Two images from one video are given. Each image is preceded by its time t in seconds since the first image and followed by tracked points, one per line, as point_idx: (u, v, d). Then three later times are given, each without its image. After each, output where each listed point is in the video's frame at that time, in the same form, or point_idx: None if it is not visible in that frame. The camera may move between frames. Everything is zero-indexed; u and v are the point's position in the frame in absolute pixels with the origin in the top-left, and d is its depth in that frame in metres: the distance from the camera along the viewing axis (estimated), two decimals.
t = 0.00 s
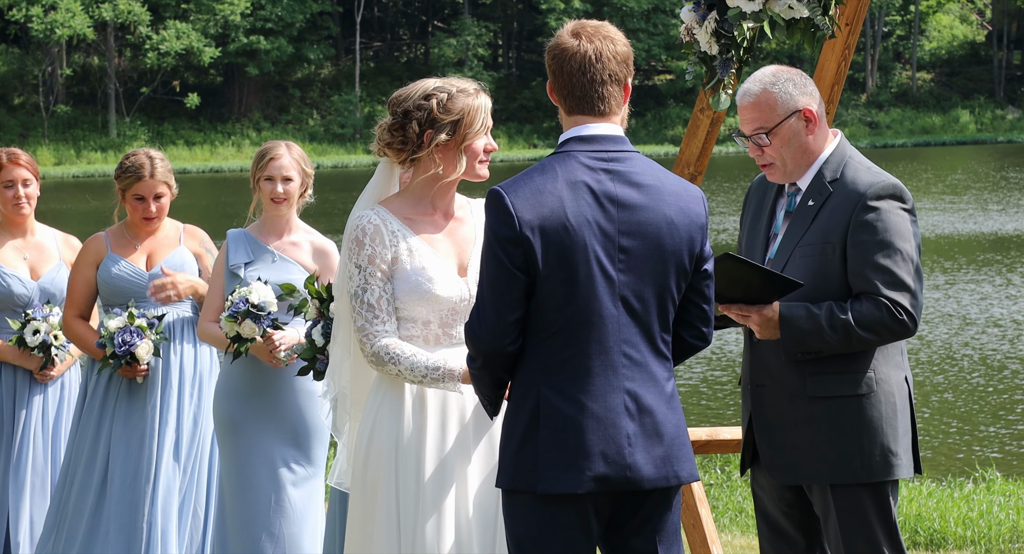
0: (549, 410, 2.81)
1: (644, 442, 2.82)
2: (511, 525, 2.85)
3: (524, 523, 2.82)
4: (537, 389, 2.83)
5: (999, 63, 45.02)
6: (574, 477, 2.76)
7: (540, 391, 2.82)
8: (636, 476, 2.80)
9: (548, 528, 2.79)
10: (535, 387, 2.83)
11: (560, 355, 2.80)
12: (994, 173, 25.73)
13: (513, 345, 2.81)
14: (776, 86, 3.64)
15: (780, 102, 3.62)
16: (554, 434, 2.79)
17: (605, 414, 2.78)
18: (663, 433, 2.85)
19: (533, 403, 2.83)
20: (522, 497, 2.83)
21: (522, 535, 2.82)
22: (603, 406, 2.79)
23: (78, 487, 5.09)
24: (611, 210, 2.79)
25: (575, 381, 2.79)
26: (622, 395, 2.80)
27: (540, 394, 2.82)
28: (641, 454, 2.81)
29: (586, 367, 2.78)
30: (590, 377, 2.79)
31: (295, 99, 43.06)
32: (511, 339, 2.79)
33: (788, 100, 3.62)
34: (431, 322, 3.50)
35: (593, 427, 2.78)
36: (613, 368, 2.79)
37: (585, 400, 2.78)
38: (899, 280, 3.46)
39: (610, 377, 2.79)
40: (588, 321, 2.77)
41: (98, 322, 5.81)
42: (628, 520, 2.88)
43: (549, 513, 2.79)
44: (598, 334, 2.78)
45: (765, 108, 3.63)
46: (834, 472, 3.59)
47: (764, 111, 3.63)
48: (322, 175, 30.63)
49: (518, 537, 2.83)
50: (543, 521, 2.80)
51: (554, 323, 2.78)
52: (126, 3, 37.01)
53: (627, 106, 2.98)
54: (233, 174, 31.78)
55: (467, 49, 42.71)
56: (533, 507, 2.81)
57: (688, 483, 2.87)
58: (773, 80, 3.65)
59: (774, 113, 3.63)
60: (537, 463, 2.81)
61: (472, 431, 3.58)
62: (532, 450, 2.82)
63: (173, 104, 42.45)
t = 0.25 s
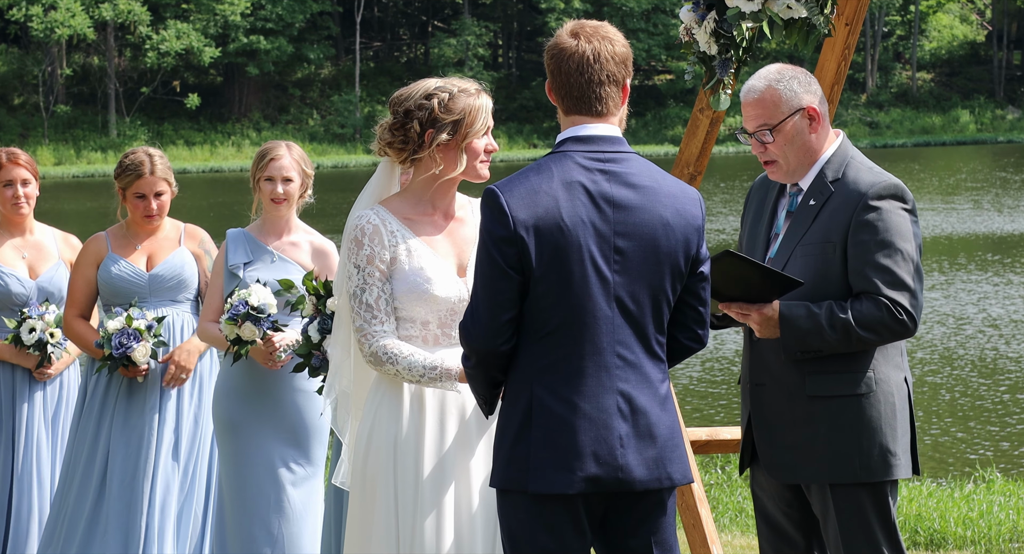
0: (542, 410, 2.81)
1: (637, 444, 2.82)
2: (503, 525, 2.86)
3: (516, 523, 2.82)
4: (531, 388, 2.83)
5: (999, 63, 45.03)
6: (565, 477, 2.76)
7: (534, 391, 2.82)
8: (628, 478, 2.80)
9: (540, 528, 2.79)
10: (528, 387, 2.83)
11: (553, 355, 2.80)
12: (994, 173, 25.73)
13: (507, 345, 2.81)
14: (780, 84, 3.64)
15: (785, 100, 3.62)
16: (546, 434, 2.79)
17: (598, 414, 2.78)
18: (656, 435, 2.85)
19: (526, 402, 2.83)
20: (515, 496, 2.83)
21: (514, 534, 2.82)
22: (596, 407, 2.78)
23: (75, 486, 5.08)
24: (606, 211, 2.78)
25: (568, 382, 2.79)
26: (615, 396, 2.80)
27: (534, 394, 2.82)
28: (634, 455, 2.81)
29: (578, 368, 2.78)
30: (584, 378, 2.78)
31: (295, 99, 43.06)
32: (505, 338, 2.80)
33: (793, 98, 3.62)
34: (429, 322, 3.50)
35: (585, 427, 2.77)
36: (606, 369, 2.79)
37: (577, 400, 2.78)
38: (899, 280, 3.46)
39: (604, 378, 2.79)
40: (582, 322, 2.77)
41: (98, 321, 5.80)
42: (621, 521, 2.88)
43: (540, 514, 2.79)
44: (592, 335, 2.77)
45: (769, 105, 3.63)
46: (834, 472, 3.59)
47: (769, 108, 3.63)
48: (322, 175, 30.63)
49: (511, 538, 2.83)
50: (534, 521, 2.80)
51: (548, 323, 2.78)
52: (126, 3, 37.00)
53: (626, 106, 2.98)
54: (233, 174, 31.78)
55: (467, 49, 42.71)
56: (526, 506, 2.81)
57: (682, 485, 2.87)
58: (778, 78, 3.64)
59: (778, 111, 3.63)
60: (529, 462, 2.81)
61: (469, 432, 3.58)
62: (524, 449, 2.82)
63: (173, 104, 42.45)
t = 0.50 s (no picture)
0: (541, 410, 2.81)
1: (637, 443, 2.82)
2: (503, 525, 2.86)
3: (516, 524, 2.82)
4: (530, 389, 2.83)
5: (999, 63, 45.03)
6: (565, 477, 2.76)
7: (533, 391, 2.82)
8: (629, 477, 2.80)
9: (541, 529, 2.79)
10: (528, 387, 2.83)
11: (553, 355, 2.80)
12: (994, 173, 25.73)
13: (506, 345, 2.81)
14: (783, 82, 3.64)
15: (788, 98, 3.62)
16: (545, 434, 2.80)
17: (598, 415, 2.79)
18: (656, 435, 2.85)
19: (526, 402, 2.83)
20: (514, 497, 2.83)
21: (513, 535, 2.82)
22: (596, 407, 2.79)
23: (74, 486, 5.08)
24: (605, 211, 2.79)
25: (567, 382, 2.79)
26: (615, 396, 2.80)
27: (533, 395, 2.82)
28: (633, 455, 2.81)
29: (577, 367, 2.78)
30: (583, 378, 2.79)
31: (295, 99, 43.06)
32: (504, 338, 2.80)
33: (796, 97, 3.62)
34: (429, 322, 3.50)
35: (585, 427, 2.78)
36: (605, 369, 2.79)
37: (576, 400, 2.78)
38: (899, 279, 3.46)
39: (603, 378, 2.79)
40: (581, 322, 2.77)
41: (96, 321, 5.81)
42: (621, 521, 2.88)
43: (540, 514, 2.79)
44: (591, 335, 2.78)
45: (772, 103, 3.64)
46: (834, 471, 3.59)
47: (771, 106, 3.63)
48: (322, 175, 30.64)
49: (510, 538, 2.83)
50: (534, 521, 2.80)
51: (547, 323, 2.79)
52: (126, 3, 37.00)
53: (625, 106, 2.98)
54: (233, 174, 31.78)
55: (467, 49, 42.72)
56: (525, 506, 2.81)
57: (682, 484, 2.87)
58: (781, 77, 3.65)
59: (780, 109, 3.63)
60: (529, 462, 2.81)
61: (468, 431, 3.58)
62: (524, 449, 2.83)
63: (173, 104, 42.45)
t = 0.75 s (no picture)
0: (545, 410, 2.81)
1: (641, 442, 2.82)
2: (508, 525, 2.86)
3: (521, 525, 2.82)
4: (534, 389, 2.83)
5: (999, 64, 45.02)
6: (570, 477, 2.76)
7: (537, 392, 2.82)
8: (634, 476, 2.80)
9: (547, 529, 2.79)
10: (532, 387, 2.83)
11: (556, 354, 2.80)
12: (994, 173, 25.73)
13: (510, 345, 2.81)
14: (782, 85, 3.64)
15: (787, 101, 3.62)
16: (549, 435, 2.80)
17: (602, 414, 2.79)
18: (661, 433, 2.85)
19: (530, 403, 2.83)
20: (520, 498, 2.83)
21: (519, 536, 2.83)
22: (600, 406, 2.78)
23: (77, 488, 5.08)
24: (607, 210, 2.79)
25: (571, 382, 2.79)
26: (620, 395, 2.80)
27: (538, 395, 2.82)
28: (638, 454, 2.81)
29: (581, 367, 2.78)
30: (587, 377, 2.78)
31: (295, 99, 43.05)
32: (508, 339, 2.80)
33: (795, 99, 3.62)
34: (429, 322, 3.50)
35: (589, 426, 2.78)
36: (609, 368, 2.79)
37: (581, 399, 2.78)
38: (900, 278, 3.46)
39: (607, 377, 2.79)
40: (584, 321, 2.77)
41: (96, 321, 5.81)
42: (625, 521, 2.88)
43: (545, 514, 2.79)
44: (594, 335, 2.77)
45: (771, 106, 3.63)
46: (835, 471, 3.59)
47: (771, 110, 3.63)
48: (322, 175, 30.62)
49: (516, 539, 2.83)
50: (539, 522, 2.80)
51: (550, 323, 2.78)
52: (126, 3, 37.00)
53: (625, 106, 2.98)
54: (233, 174, 31.79)
55: (467, 49, 42.73)
56: (530, 507, 2.81)
57: (686, 482, 2.87)
58: (779, 80, 3.65)
59: (780, 112, 3.63)
60: (534, 462, 2.81)
61: (470, 430, 3.58)
62: (528, 449, 2.83)
63: (173, 104, 42.45)
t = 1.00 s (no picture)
0: (550, 410, 2.81)
1: (647, 441, 2.82)
2: (513, 525, 2.86)
3: (526, 525, 2.82)
4: (539, 389, 2.83)
5: (999, 63, 45.01)
6: (576, 477, 2.76)
7: (542, 391, 2.82)
8: (639, 475, 2.80)
9: (552, 528, 2.79)
10: (537, 387, 2.83)
11: (561, 354, 2.80)
12: (994, 173, 25.72)
13: (515, 345, 2.81)
14: (784, 83, 3.65)
15: (789, 100, 3.62)
16: (554, 435, 2.80)
17: (607, 413, 2.79)
18: (665, 432, 2.85)
19: (536, 403, 2.83)
20: (525, 497, 2.83)
21: (524, 536, 2.83)
22: (605, 405, 2.79)
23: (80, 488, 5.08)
24: (611, 210, 2.79)
25: (576, 382, 2.79)
26: (624, 394, 2.80)
27: (542, 395, 2.82)
28: (643, 453, 2.81)
29: (586, 366, 2.79)
30: (592, 377, 2.79)
31: (295, 99, 43.03)
32: (513, 339, 2.80)
33: (797, 98, 3.62)
34: (430, 322, 3.50)
35: (595, 425, 2.78)
36: (614, 367, 2.79)
37: (586, 399, 2.78)
38: (900, 278, 3.46)
39: (612, 376, 2.79)
40: (589, 321, 2.77)
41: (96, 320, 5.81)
42: (629, 521, 2.88)
43: (551, 514, 2.79)
44: (598, 335, 2.78)
45: (773, 104, 3.64)
46: (836, 470, 3.59)
47: (772, 109, 3.64)
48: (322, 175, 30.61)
49: (521, 539, 2.83)
50: (544, 522, 2.80)
51: (555, 323, 2.78)
52: (126, 3, 37.00)
53: (627, 105, 2.98)
54: (233, 174, 31.78)
55: (467, 49, 42.72)
56: (535, 507, 2.81)
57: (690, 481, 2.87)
58: (781, 79, 3.65)
59: (782, 111, 3.63)
60: (539, 462, 2.81)
61: (472, 429, 3.58)
62: (534, 449, 2.83)
63: (173, 104, 42.45)
